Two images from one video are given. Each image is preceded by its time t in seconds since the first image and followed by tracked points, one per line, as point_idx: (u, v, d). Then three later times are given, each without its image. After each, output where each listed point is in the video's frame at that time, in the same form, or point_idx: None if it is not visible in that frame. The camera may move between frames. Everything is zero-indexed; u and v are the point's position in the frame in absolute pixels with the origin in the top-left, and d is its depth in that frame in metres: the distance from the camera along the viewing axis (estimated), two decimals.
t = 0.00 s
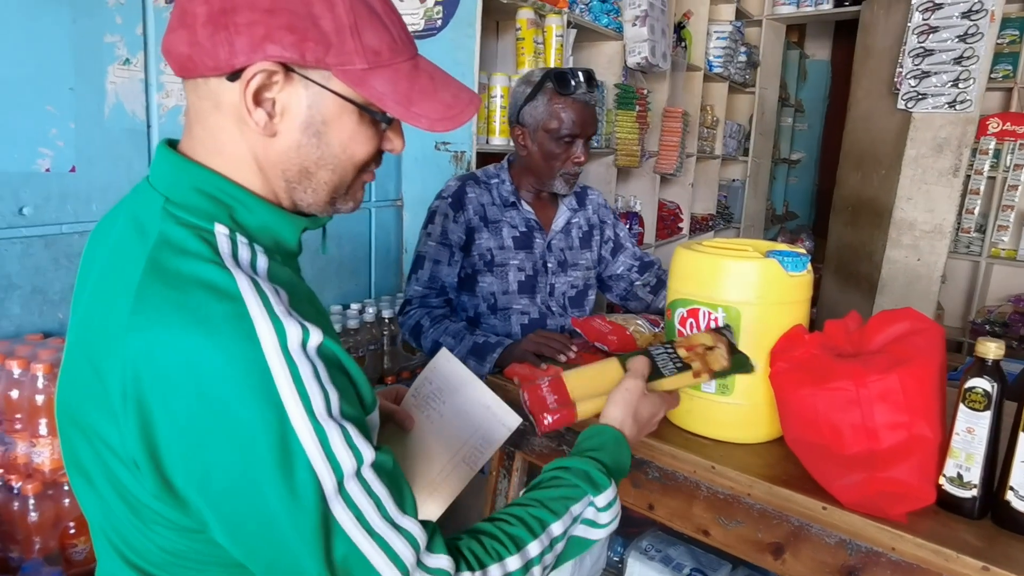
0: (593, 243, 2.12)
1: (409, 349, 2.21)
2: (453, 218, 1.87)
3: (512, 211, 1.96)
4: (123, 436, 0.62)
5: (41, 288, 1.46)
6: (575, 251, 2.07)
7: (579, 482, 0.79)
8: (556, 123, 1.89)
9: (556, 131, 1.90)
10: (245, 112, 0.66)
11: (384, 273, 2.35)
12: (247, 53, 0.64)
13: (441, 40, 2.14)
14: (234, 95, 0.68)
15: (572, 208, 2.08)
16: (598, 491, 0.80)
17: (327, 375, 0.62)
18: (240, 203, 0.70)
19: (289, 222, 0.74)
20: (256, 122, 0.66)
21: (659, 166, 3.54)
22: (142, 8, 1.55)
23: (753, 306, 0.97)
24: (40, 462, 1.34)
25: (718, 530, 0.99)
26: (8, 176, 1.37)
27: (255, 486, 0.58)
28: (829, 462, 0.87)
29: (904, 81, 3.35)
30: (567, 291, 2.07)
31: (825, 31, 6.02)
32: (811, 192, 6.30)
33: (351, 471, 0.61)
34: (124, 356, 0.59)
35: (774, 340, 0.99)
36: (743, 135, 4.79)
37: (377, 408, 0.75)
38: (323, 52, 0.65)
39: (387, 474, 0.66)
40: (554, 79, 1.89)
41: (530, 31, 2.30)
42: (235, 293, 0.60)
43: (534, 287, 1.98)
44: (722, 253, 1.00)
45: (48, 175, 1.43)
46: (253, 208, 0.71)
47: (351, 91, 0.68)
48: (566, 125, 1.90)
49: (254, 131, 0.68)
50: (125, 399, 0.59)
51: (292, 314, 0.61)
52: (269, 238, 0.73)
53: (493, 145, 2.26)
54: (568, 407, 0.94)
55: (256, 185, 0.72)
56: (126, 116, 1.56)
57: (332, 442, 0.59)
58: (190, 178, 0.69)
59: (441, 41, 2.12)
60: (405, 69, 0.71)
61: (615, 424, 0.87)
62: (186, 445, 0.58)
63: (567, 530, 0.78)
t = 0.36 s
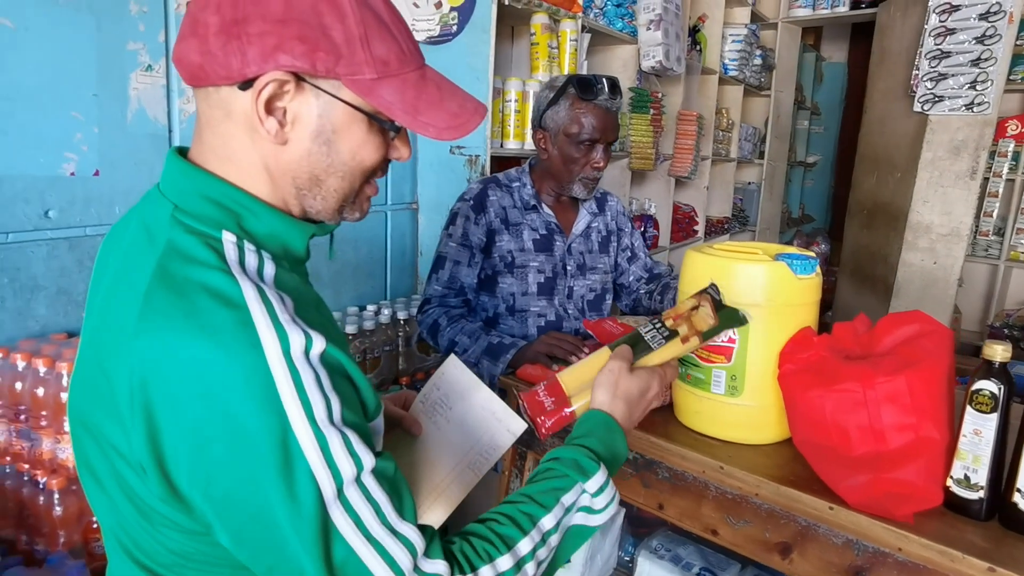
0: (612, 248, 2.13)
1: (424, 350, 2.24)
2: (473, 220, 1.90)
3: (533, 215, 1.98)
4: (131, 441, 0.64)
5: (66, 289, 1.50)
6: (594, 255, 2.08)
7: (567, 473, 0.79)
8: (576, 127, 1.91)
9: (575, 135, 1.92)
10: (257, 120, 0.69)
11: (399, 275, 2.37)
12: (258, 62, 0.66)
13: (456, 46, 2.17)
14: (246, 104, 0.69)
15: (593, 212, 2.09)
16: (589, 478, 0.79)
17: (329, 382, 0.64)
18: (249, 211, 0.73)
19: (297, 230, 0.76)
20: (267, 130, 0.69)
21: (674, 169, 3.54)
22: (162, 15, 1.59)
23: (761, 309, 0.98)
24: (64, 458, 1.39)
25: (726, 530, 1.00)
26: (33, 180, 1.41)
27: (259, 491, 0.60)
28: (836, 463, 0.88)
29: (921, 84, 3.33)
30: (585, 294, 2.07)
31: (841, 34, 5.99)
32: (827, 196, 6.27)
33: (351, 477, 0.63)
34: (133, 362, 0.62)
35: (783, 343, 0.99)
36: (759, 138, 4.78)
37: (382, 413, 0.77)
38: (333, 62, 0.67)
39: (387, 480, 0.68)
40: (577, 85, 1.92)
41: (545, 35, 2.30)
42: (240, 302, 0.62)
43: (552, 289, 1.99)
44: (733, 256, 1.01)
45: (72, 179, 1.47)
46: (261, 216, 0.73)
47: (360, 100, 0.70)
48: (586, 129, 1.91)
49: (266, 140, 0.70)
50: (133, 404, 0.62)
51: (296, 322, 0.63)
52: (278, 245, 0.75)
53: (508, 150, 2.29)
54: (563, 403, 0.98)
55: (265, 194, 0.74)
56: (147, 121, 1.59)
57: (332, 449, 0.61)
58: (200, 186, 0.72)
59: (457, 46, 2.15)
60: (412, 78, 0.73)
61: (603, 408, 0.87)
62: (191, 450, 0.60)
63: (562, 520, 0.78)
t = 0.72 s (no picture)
0: (623, 248, 2.13)
1: (441, 351, 2.26)
2: (485, 221, 1.92)
3: (543, 215, 2.00)
4: (164, 426, 0.66)
5: (93, 289, 1.54)
6: (606, 254, 2.09)
7: (570, 451, 0.80)
8: (578, 124, 1.94)
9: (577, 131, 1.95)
10: (282, 122, 0.71)
11: (417, 277, 2.40)
12: (284, 67, 0.68)
13: (474, 51, 2.19)
14: (271, 107, 0.72)
15: (604, 212, 2.10)
16: (590, 454, 0.81)
17: (351, 367, 0.66)
18: (272, 209, 0.74)
19: (316, 226, 0.78)
20: (292, 131, 0.71)
21: (692, 172, 3.53)
22: (189, 23, 1.63)
23: (773, 311, 0.98)
24: (90, 453, 1.42)
25: (738, 531, 1.01)
26: (63, 184, 1.45)
27: (288, 471, 0.61)
28: (849, 465, 0.88)
29: (944, 85, 3.30)
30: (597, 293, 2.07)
31: (863, 35, 5.94)
32: (848, 199, 6.21)
33: (374, 458, 0.64)
34: (166, 351, 0.64)
35: (795, 345, 1.00)
36: (779, 141, 4.75)
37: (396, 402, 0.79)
38: (353, 66, 0.69)
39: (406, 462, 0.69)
40: (575, 83, 1.95)
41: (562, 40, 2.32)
42: (268, 293, 0.64)
43: (564, 288, 2.00)
44: (749, 258, 1.02)
45: (100, 182, 1.51)
46: (284, 213, 0.75)
47: (378, 102, 0.72)
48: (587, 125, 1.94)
49: (291, 140, 0.72)
50: (166, 391, 0.64)
51: (321, 310, 0.65)
52: (298, 241, 0.77)
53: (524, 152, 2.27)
54: (566, 390, 1.04)
55: (287, 191, 0.76)
56: (173, 126, 1.63)
57: (356, 430, 0.63)
58: (225, 186, 0.74)
59: (475, 51, 2.17)
60: (424, 81, 0.74)
61: (600, 388, 0.88)
62: (224, 433, 0.62)
63: (567, 496, 0.80)
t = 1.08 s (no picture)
0: (642, 247, 2.12)
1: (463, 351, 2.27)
2: (502, 223, 1.96)
3: (559, 215, 2.02)
4: (201, 412, 0.69)
5: (125, 288, 1.58)
6: (624, 253, 2.08)
7: (592, 443, 0.82)
8: (579, 121, 2.00)
9: (578, 128, 2.01)
10: (307, 123, 0.73)
11: (440, 278, 2.42)
12: (310, 71, 0.70)
13: (495, 54, 2.22)
14: (297, 110, 0.73)
15: (621, 210, 2.10)
16: (610, 448, 0.82)
17: (377, 355, 0.68)
18: (300, 206, 0.76)
19: (341, 223, 0.79)
20: (316, 131, 0.73)
21: (715, 173, 3.51)
22: (218, 28, 1.66)
23: (793, 312, 0.98)
24: (122, 447, 1.46)
25: (757, 531, 1.01)
26: (98, 186, 1.50)
27: (318, 453, 0.63)
28: (869, 466, 0.88)
29: (973, 85, 3.24)
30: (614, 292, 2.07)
31: (891, 36, 5.86)
32: (876, 201, 6.12)
33: (400, 440, 0.66)
34: (203, 340, 0.66)
35: (814, 346, 0.99)
36: (804, 142, 4.70)
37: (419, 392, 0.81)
38: (374, 68, 0.71)
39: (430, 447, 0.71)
40: (571, 83, 2.02)
41: (583, 43, 2.33)
42: (298, 283, 0.66)
43: (581, 287, 2.00)
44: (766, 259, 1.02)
45: (133, 184, 1.55)
46: (311, 210, 0.77)
47: (397, 103, 0.73)
48: (588, 121, 2.00)
49: (315, 140, 0.74)
50: (204, 378, 0.66)
51: (347, 300, 0.67)
52: (323, 237, 0.79)
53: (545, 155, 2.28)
54: (578, 371, 1.05)
55: (312, 188, 0.78)
56: (203, 130, 1.67)
57: (382, 413, 0.65)
58: (255, 184, 0.76)
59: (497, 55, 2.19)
60: (441, 81, 0.76)
61: (623, 385, 0.91)
62: (258, 416, 0.64)
63: (585, 487, 0.81)
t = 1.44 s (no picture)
0: (653, 242, 2.11)
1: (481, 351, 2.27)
2: (508, 228, 1.96)
3: (565, 216, 2.01)
4: (225, 413, 0.68)
5: (147, 287, 1.59)
6: (634, 251, 2.07)
7: (606, 438, 0.81)
8: (567, 119, 1.99)
9: (566, 126, 2.00)
10: (346, 123, 0.72)
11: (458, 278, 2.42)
12: (351, 71, 0.70)
13: (514, 54, 2.21)
14: (334, 110, 0.73)
15: (629, 206, 2.08)
16: (623, 442, 0.82)
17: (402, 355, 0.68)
18: (322, 204, 0.76)
19: (363, 223, 0.78)
20: (355, 132, 0.72)
21: (736, 173, 3.47)
22: (239, 29, 1.67)
23: (817, 314, 0.96)
24: (142, 445, 1.46)
25: (779, 538, 0.99)
26: (119, 186, 1.51)
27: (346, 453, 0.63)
28: (895, 473, 0.86)
29: (1002, 83, 3.18)
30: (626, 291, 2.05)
31: (915, 33, 5.76)
32: (899, 201, 6.03)
33: (426, 440, 0.66)
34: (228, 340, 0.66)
35: (839, 349, 0.97)
36: (826, 142, 4.64)
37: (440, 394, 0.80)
38: (411, 66, 0.71)
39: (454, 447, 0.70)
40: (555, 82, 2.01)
41: (603, 41, 2.29)
42: (324, 284, 0.66)
43: (591, 288, 2.00)
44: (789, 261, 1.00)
45: (155, 184, 1.57)
46: (333, 208, 0.76)
47: (430, 99, 0.74)
48: (575, 118, 1.98)
49: (353, 140, 0.74)
50: (229, 378, 0.66)
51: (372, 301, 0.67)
52: (344, 238, 0.78)
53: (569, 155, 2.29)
54: (591, 368, 1.04)
55: (338, 188, 0.77)
56: (224, 130, 1.68)
57: (409, 413, 0.64)
58: (278, 182, 0.75)
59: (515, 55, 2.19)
60: (469, 78, 0.76)
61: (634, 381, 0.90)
62: (285, 416, 0.64)
63: (603, 482, 0.80)
